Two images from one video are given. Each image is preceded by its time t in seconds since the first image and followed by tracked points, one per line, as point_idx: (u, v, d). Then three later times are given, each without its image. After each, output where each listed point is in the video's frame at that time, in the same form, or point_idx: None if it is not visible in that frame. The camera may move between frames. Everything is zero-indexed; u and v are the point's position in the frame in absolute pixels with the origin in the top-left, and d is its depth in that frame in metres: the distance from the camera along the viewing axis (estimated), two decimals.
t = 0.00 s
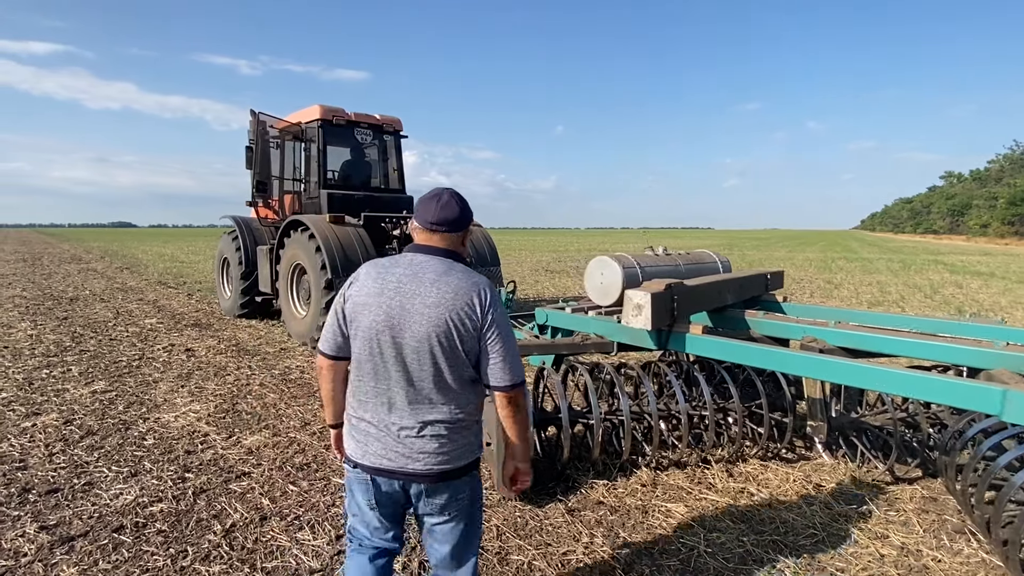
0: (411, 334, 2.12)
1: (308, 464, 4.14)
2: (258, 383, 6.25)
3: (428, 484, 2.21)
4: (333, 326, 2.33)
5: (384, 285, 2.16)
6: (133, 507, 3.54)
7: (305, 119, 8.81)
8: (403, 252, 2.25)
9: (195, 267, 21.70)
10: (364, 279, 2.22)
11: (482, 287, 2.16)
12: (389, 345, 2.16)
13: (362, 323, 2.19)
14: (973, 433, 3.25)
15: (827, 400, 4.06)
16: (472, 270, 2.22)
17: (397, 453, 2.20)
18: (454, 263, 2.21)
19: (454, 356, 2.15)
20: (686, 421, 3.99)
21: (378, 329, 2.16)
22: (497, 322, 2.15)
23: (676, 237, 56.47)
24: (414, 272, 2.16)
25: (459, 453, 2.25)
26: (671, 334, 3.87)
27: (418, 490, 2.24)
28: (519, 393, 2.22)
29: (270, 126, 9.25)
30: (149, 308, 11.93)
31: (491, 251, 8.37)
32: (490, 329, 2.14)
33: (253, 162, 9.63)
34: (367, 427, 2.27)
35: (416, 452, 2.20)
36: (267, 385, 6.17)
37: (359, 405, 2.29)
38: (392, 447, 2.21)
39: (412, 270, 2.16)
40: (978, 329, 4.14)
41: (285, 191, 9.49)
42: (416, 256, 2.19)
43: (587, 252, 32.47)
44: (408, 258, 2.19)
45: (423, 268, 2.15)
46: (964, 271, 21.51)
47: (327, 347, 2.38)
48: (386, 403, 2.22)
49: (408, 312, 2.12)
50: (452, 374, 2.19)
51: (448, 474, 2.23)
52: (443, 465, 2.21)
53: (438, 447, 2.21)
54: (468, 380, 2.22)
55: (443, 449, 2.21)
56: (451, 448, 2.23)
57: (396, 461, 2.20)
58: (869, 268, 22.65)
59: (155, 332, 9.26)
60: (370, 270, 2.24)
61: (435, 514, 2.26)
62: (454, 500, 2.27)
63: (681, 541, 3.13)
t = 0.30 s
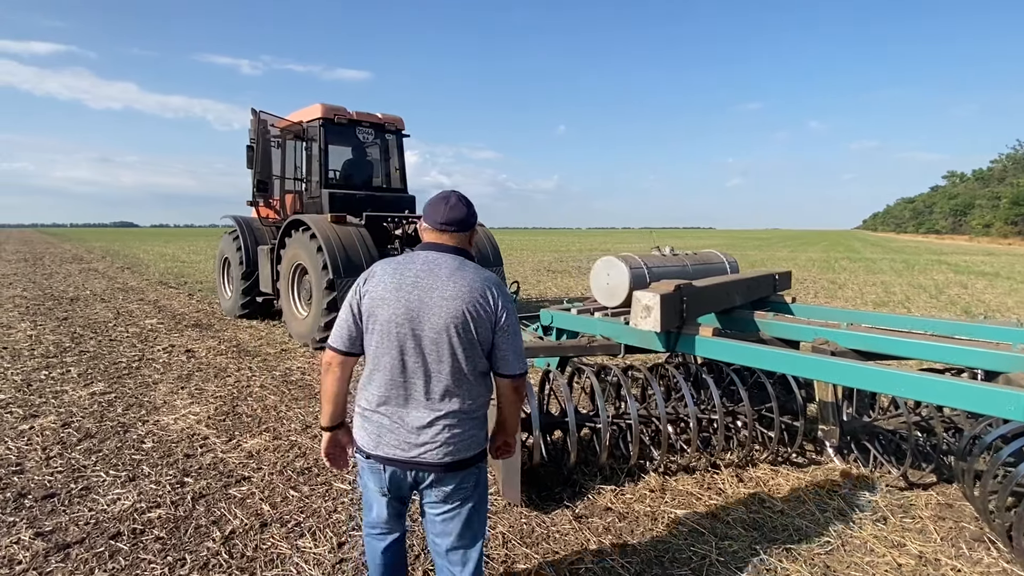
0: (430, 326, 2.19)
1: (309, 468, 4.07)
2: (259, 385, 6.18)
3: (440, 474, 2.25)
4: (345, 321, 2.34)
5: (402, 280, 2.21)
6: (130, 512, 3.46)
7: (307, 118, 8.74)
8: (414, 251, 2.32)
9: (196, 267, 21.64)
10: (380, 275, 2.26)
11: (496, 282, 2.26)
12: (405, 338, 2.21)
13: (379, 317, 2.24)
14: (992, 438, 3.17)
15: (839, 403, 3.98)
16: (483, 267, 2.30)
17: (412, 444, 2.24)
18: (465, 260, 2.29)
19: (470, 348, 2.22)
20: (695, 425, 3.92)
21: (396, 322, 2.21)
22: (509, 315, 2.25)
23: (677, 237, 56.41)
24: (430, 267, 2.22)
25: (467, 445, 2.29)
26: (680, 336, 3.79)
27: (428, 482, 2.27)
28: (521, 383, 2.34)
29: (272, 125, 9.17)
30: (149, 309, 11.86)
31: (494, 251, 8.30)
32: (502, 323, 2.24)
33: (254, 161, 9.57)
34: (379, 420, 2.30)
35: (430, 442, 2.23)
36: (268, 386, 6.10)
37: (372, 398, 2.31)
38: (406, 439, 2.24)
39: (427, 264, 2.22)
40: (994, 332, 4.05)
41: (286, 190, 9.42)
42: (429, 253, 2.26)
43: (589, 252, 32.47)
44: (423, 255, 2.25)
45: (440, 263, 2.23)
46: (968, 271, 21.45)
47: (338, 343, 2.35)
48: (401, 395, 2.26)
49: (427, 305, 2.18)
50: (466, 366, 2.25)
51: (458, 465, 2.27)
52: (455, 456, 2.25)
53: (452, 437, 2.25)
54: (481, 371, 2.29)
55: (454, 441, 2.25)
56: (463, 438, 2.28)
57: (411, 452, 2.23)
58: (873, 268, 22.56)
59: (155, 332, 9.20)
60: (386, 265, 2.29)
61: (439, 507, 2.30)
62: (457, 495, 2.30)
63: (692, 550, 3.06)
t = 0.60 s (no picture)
0: (400, 326, 2.27)
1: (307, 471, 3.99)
2: (257, 386, 6.10)
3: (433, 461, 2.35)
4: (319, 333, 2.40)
5: (367, 287, 2.29)
6: (123, 518, 3.38)
7: (306, 116, 8.66)
8: (375, 256, 2.40)
9: (195, 267, 21.56)
10: (346, 285, 2.34)
11: (454, 274, 2.35)
12: (378, 339, 2.30)
13: (351, 324, 2.31)
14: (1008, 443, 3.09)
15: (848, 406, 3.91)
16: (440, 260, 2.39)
17: (402, 437, 2.34)
18: (423, 258, 2.37)
19: (441, 340, 2.31)
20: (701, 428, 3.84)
21: (368, 327, 2.29)
22: (472, 300, 2.33)
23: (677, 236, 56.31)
24: (389, 269, 2.31)
25: (455, 428, 2.38)
26: (686, 337, 3.71)
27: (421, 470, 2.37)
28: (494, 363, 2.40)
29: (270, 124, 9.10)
30: (148, 309, 11.78)
31: (495, 251, 8.22)
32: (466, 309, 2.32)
33: (253, 160, 9.50)
34: (369, 420, 2.39)
35: (418, 432, 2.33)
36: (266, 387, 6.02)
37: (360, 399, 2.40)
38: (397, 432, 2.34)
39: (386, 268, 2.31)
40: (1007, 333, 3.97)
41: (285, 189, 9.35)
42: (388, 257, 2.35)
43: (589, 251, 32.39)
44: (382, 260, 2.34)
45: (400, 265, 2.31)
46: (970, 271, 21.39)
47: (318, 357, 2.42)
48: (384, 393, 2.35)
49: (393, 306, 2.26)
50: (439, 356, 2.33)
51: (448, 449, 2.36)
52: (443, 440, 2.34)
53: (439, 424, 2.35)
54: (456, 359, 2.38)
55: (441, 426, 2.35)
56: (450, 424, 2.38)
57: (403, 444, 2.33)
58: (875, 268, 22.47)
59: (153, 333, 9.12)
60: (350, 275, 2.37)
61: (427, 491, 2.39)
62: (445, 480, 2.38)
63: (700, 557, 2.97)
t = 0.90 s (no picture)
0: (379, 311, 2.50)
1: (303, 479, 3.87)
2: (253, 389, 5.98)
3: (420, 436, 2.58)
4: (304, 322, 2.62)
5: (346, 276, 2.53)
6: (110, 529, 3.26)
7: (304, 114, 8.54)
8: (352, 248, 2.63)
9: (192, 267, 21.40)
10: (325, 275, 2.56)
11: (426, 261, 2.59)
12: (360, 323, 2.52)
13: (334, 312, 2.53)
14: None
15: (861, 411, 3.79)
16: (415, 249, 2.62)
17: (388, 415, 2.56)
18: (399, 247, 2.60)
19: (418, 323, 2.55)
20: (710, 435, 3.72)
21: (350, 314, 2.52)
22: (445, 285, 2.58)
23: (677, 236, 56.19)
24: (367, 257, 2.54)
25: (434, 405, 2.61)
26: (694, 340, 3.58)
27: (409, 450, 2.59)
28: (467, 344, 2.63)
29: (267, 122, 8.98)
30: (144, 310, 11.65)
31: (496, 251, 8.10)
32: (440, 293, 2.56)
33: (250, 159, 9.37)
34: (354, 401, 2.60)
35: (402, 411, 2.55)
36: (262, 391, 5.90)
37: (345, 383, 2.61)
38: (384, 411, 2.56)
39: (365, 256, 2.54)
40: None
41: (283, 188, 9.23)
42: (365, 247, 2.57)
43: (589, 251, 32.29)
44: (360, 249, 2.57)
45: (376, 255, 2.54)
46: (972, 271, 21.31)
47: (301, 343, 2.64)
48: (368, 375, 2.57)
49: (373, 292, 2.49)
50: (418, 337, 2.57)
51: (428, 424, 2.59)
52: (423, 415, 2.57)
53: (422, 401, 2.58)
54: (433, 339, 2.61)
55: (421, 403, 2.57)
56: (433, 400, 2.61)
57: (388, 421, 2.55)
58: (877, 268, 22.33)
59: (149, 334, 8.99)
60: (328, 267, 2.60)
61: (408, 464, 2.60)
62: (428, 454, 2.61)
63: (711, 570, 2.85)
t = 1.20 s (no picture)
0: (371, 318, 2.45)
1: (288, 495, 3.67)
2: (242, 396, 5.78)
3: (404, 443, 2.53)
4: (292, 324, 2.53)
5: (339, 281, 2.46)
6: (81, 551, 3.06)
7: (298, 112, 8.33)
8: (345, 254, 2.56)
9: (187, 266, 21.16)
10: (318, 279, 2.49)
11: (421, 271, 2.55)
12: (350, 329, 2.45)
13: (325, 316, 2.46)
14: None
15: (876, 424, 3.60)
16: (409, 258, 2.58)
17: (373, 423, 2.49)
18: (393, 256, 2.55)
19: (410, 331, 2.50)
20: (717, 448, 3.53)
21: (340, 319, 2.44)
22: (437, 296, 2.54)
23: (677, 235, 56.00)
24: (362, 264, 2.48)
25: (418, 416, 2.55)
26: (701, 349, 3.39)
27: (393, 453, 2.54)
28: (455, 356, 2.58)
29: (260, 120, 8.77)
30: (137, 311, 11.44)
31: (494, 252, 7.90)
32: (432, 304, 2.52)
33: (243, 158, 9.17)
34: (337, 408, 2.52)
35: (388, 418, 2.49)
36: (251, 398, 5.70)
37: (329, 389, 2.53)
38: (368, 418, 2.49)
39: (359, 264, 2.48)
40: None
41: (276, 188, 9.03)
42: (361, 255, 2.52)
43: (588, 250, 32.08)
44: (355, 257, 2.51)
45: (371, 262, 2.49)
46: (974, 271, 21.11)
47: (289, 347, 2.53)
48: (354, 382, 2.50)
49: (365, 299, 2.44)
50: (408, 346, 2.51)
51: (412, 433, 2.54)
52: (407, 425, 2.52)
53: (408, 410, 2.52)
54: (422, 349, 2.56)
55: (405, 412, 2.52)
56: (418, 410, 2.56)
57: (372, 428, 2.48)
58: (879, 269, 22.14)
59: (139, 337, 8.78)
60: (321, 271, 2.53)
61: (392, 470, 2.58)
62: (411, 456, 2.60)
63: None
